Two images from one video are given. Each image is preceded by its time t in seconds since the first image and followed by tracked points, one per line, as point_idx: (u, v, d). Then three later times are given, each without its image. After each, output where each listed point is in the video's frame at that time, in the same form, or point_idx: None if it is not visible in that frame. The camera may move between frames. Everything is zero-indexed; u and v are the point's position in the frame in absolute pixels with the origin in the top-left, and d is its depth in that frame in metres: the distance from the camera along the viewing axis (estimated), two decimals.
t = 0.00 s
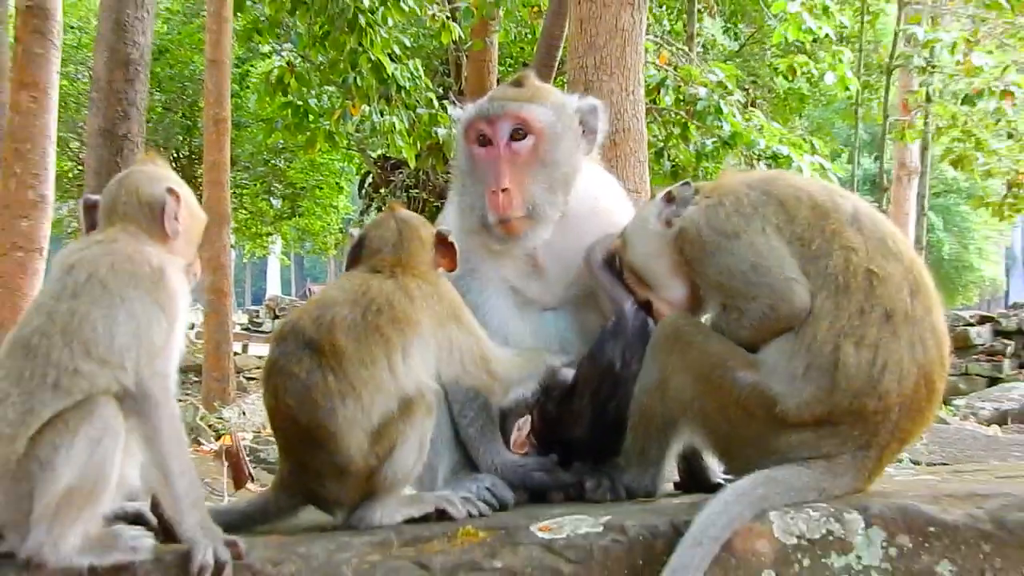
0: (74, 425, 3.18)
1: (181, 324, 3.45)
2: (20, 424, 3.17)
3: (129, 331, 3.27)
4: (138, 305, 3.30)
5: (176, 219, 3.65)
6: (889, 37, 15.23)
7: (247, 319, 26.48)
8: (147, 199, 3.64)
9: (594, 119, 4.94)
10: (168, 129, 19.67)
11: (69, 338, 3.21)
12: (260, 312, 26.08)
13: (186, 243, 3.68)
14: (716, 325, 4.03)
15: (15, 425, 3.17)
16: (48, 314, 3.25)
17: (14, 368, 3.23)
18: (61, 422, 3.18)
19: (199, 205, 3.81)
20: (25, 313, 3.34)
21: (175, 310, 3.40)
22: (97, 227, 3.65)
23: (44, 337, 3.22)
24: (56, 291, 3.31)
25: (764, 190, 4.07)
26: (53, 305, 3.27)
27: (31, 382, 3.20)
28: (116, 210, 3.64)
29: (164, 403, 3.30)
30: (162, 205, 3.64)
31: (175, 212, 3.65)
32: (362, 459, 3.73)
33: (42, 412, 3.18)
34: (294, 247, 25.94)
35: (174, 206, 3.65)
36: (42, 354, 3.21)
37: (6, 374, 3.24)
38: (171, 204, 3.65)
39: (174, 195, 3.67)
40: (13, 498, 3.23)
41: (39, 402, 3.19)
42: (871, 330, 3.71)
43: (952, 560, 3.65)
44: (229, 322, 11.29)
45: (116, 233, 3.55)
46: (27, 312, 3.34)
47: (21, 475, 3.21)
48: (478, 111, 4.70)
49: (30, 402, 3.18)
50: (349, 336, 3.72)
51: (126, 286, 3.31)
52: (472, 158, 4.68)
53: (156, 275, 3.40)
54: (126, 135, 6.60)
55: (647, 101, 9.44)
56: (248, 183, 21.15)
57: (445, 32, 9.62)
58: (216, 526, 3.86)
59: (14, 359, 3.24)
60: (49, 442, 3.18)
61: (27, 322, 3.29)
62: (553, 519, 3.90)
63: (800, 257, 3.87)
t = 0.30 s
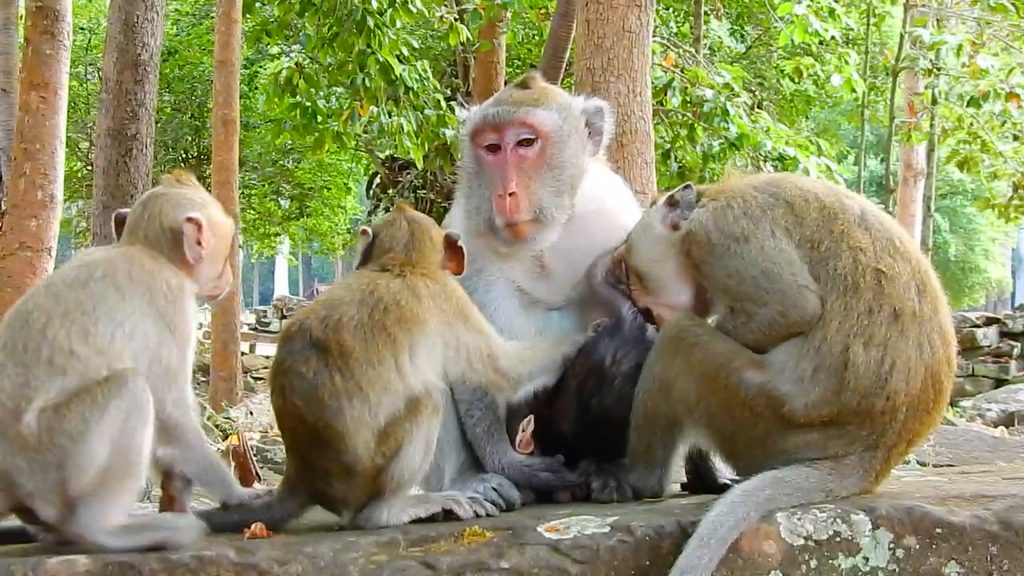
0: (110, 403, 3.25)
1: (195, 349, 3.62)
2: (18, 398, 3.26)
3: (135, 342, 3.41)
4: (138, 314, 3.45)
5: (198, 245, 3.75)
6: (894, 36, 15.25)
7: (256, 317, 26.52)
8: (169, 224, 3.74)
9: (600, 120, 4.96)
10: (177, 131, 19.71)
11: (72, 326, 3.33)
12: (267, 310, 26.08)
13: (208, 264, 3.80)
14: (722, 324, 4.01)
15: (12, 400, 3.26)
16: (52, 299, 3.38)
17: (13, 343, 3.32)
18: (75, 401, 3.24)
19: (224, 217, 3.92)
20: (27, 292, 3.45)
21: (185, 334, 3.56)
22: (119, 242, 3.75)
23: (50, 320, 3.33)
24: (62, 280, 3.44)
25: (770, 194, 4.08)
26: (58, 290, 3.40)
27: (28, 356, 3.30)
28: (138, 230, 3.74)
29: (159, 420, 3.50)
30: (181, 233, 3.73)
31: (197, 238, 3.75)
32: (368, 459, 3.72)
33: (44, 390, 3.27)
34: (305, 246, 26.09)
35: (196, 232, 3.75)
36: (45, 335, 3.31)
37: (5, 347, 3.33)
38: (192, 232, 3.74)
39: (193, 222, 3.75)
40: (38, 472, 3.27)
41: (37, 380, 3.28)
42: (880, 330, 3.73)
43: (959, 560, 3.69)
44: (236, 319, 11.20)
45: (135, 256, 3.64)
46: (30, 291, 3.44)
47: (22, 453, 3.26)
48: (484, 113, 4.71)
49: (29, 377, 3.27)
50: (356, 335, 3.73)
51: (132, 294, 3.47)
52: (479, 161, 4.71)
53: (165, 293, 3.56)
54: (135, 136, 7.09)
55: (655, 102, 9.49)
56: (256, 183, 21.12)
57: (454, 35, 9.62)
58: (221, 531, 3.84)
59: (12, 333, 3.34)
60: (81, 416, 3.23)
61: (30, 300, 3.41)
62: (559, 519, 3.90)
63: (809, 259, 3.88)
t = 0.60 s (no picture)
0: (169, 417, 3.36)
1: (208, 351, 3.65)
2: (75, 426, 3.25)
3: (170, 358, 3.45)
4: (173, 334, 3.47)
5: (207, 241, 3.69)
6: (901, 38, 15.20)
7: (262, 320, 26.54)
8: (178, 220, 3.68)
9: (602, 123, 4.96)
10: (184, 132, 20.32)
11: (120, 352, 3.33)
12: (270, 313, 26.15)
13: (217, 258, 3.74)
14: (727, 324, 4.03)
15: (69, 428, 3.24)
16: (94, 324, 3.34)
17: (58, 371, 3.28)
18: (134, 420, 3.30)
19: (229, 207, 3.86)
20: (56, 314, 3.36)
21: (203, 341, 3.58)
22: (125, 240, 3.68)
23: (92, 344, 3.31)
24: (96, 300, 3.39)
25: (777, 196, 4.07)
26: (98, 314, 3.36)
27: (80, 387, 3.27)
28: (145, 227, 3.68)
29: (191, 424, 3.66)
30: (189, 228, 3.67)
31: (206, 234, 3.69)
32: (370, 460, 3.73)
33: (98, 416, 3.27)
34: (310, 248, 26.12)
35: (204, 228, 3.68)
36: (91, 361, 3.29)
37: (51, 376, 3.27)
38: (200, 228, 3.68)
39: (202, 217, 3.70)
40: (91, 487, 3.29)
41: (93, 407, 3.27)
42: (886, 332, 3.73)
43: (963, 561, 3.69)
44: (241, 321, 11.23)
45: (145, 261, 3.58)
46: (60, 314, 3.36)
47: (71, 470, 3.26)
48: (489, 119, 4.68)
49: (83, 405, 3.26)
50: (351, 336, 3.73)
51: (162, 312, 3.46)
52: (483, 167, 4.69)
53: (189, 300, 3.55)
54: (140, 137, 7.13)
55: (660, 104, 9.47)
56: (262, 185, 21.22)
57: (459, 37, 9.61)
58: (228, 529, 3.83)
59: (53, 360, 3.29)
60: (144, 431, 3.31)
61: (66, 325, 3.34)
62: (563, 519, 3.90)
63: (816, 262, 3.88)
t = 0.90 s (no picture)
0: (184, 419, 3.40)
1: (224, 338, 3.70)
2: (105, 431, 3.27)
3: (193, 352, 3.50)
4: (197, 323, 3.53)
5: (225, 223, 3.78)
6: (906, 40, 15.21)
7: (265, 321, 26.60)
8: (201, 201, 3.77)
9: (603, 125, 4.96)
10: (189, 134, 20.38)
11: (151, 351, 3.36)
12: (275, 315, 26.20)
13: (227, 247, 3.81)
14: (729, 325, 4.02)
15: (95, 435, 3.26)
16: (122, 321, 3.36)
17: (87, 372, 3.29)
18: (154, 424, 3.33)
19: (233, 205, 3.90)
20: (83, 312, 3.36)
21: (221, 329, 3.64)
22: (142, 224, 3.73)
23: (120, 343, 3.33)
24: (122, 298, 3.41)
25: (777, 201, 4.07)
26: (125, 311, 3.38)
27: (110, 389, 3.29)
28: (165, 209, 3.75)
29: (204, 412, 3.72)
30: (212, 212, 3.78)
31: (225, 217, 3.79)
32: (372, 460, 3.74)
33: (125, 420, 3.29)
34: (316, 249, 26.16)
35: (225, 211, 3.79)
36: (121, 359, 3.32)
37: (81, 378, 3.28)
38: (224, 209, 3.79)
39: (225, 202, 3.80)
40: (105, 495, 3.30)
41: (121, 411, 3.29)
42: (888, 335, 3.73)
43: (967, 562, 3.69)
44: (245, 323, 11.25)
45: (165, 241, 3.63)
46: (85, 312, 3.36)
47: (93, 478, 3.27)
48: (494, 125, 4.67)
49: (112, 410, 3.28)
50: (352, 337, 3.74)
51: (187, 302, 3.51)
52: (488, 171, 4.67)
53: (205, 283, 3.59)
54: (145, 138, 7.15)
55: (665, 106, 9.48)
56: (266, 186, 21.31)
57: (465, 39, 9.63)
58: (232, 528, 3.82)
59: (81, 361, 3.29)
60: (161, 435, 3.34)
61: (91, 325, 3.34)
62: (566, 519, 3.90)
63: (815, 267, 3.88)
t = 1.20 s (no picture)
0: (180, 417, 3.37)
1: (228, 335, 3.65)
2: (96, 432, 3.26)
3: (188, 347, 3.45)
4: (190, 316, 3.48)
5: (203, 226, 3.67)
6: (912, 39, 15.19)
7: (272, 317, 26.66)
8: (177, 206, 3.68)
9: (608, 124, 4.90)
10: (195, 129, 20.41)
11: (135, 345, 3.32)
12: (281, 312, 26.27)
13: (215, 249, 3.71)
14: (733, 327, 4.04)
15: (88, 437, 3.25)
16: (107, 317, 3.34)
17: (72, 373, 3.28)
18: (150, 423, 3.31)
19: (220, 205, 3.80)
20: (68, 312, 3.36)
21: (219, 326, 3.59)
22: (128, 234, 3.67)
23: (103, 339, 3.30)
24: (107, 294, 3.39)
25: (782, 203, 4.05)
26: (110, 307, 3.36)
27: (97, 390, 3.27)
28: (146, 217, 3.67)
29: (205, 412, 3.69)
30: (186, 214, 3.66)
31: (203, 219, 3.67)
32: (377, 458, 3.73)
33: (117, 421, 3.27)
34: (321, 247, 26.17)
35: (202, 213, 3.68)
36: (104, 357, 3.29)
37: (67, 380, 3.28)
38: (199, 211, 3.67)
39: (201, 202, 3.69)
40: (108, 495, 3.30)
41: (112, 413, 3.27)
42: (892, 335, 3.72)
43: (973, 564, 3.69)
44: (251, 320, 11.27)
45: (148, 249, 3.58)
46: (71, 312, 3.36)
47: (94, 480, 3.27)
48: (500, 129, 4.61)
49: (103, 412, 3.26)
50: (359, 337, 3.73)
51: (177, 299, 3.46)
52: (495, 176, 4.62)
53: (196, 278, 3.54)
54: (151, 135, 7.12)
55: (671, 105, 9.47)
56: (272, 183, 21.36)
57: (471, 37, 9.63)
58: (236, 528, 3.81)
59: (67, 362, 3.29)
60: (158, 434, 3.32)
61: (76, 320, 3.33)
62: (572, 519, 3.90)
63: (819, 269, 3.86)
